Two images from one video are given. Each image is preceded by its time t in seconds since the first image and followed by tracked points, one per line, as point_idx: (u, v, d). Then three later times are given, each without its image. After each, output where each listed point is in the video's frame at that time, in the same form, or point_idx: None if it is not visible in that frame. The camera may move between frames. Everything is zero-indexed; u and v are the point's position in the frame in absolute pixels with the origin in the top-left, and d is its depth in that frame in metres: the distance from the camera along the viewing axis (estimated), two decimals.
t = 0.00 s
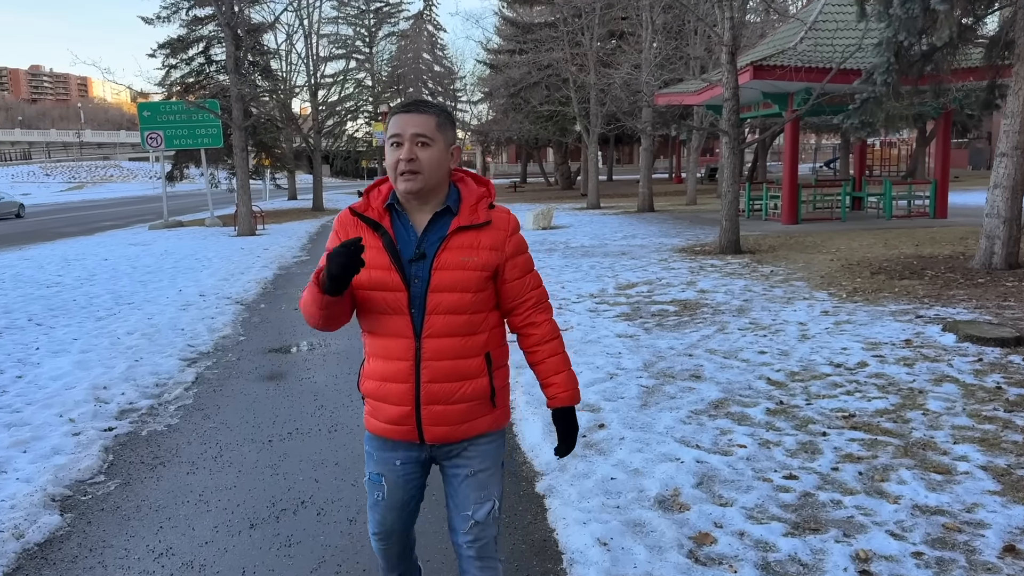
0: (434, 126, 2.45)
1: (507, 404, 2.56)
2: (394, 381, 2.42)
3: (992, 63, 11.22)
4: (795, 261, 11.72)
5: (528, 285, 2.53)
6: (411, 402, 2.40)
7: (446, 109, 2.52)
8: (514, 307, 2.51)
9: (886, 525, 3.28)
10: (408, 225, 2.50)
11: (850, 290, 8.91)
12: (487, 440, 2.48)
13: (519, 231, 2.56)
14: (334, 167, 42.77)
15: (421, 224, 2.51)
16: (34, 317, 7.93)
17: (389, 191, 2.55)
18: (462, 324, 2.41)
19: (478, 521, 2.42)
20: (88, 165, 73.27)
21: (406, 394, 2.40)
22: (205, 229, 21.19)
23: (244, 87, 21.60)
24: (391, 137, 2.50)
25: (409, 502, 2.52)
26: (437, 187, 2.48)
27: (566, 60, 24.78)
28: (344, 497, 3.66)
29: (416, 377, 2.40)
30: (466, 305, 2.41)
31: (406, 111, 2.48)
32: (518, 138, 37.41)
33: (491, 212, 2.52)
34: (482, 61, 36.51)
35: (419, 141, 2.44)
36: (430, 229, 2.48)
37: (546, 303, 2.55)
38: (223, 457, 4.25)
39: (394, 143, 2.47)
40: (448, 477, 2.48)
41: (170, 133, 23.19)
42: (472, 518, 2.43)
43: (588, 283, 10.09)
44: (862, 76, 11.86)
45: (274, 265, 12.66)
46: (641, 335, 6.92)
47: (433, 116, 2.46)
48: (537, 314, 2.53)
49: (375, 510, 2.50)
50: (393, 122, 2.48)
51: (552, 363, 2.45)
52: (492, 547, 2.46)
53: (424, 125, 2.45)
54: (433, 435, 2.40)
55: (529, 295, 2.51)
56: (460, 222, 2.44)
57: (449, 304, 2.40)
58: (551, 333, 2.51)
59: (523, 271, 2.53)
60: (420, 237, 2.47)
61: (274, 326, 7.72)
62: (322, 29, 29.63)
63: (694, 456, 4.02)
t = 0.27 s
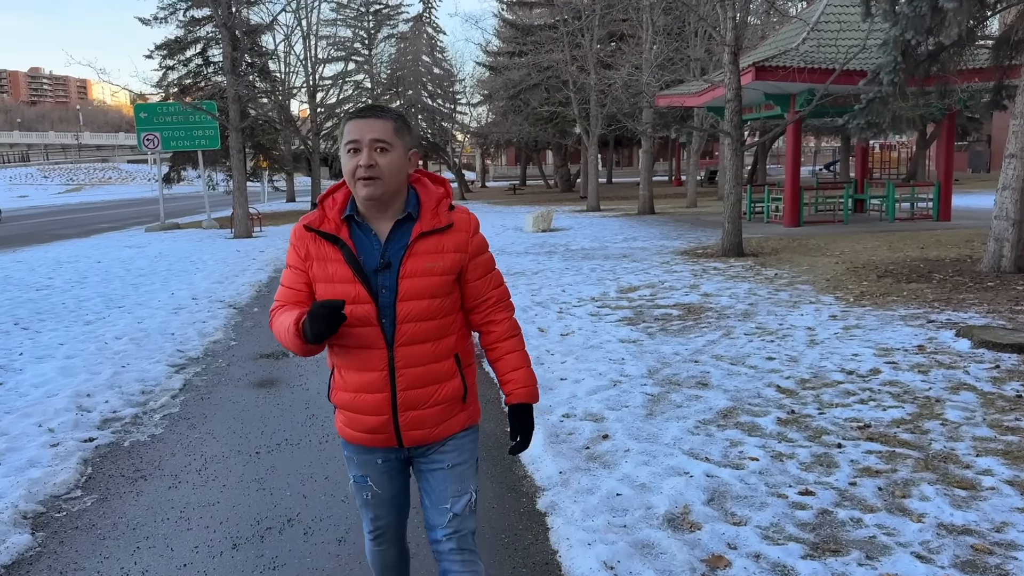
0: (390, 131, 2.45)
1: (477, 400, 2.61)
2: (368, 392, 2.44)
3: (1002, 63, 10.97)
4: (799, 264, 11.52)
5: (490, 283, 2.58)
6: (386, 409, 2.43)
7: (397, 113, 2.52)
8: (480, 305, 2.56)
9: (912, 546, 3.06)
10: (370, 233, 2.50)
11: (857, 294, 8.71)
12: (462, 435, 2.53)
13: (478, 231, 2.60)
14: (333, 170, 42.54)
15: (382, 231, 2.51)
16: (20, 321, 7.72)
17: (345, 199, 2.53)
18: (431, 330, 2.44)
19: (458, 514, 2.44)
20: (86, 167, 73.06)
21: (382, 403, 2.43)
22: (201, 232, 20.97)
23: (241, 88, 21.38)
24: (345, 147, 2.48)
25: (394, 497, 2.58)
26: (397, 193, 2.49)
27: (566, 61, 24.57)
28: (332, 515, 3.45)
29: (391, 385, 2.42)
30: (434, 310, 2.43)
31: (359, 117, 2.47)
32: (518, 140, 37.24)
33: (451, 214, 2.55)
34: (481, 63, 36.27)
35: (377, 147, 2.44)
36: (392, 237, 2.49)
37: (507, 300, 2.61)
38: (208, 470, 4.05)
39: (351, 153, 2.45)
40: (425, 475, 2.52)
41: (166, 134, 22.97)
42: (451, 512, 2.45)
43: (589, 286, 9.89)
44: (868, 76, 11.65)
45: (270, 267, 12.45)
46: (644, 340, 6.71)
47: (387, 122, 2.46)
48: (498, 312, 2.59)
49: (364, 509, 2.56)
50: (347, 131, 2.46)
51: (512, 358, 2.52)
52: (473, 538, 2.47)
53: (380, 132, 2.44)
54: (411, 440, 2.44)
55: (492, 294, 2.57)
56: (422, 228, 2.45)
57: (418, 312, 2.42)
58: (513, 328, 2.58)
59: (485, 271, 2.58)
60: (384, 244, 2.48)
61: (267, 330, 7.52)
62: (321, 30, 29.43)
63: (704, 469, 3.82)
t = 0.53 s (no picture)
0: (371, 125, 2.38)
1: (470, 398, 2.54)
2: (361, 395, 2.34)
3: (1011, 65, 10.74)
4: (805, 269, 11.34)
5: (478, 277, 2.50)
6: (384, 411, 2.34)
7: (375, 106, 2.45)
8: (470, 302, 2.49)
9: None
10: (353, 232, 2.41)
11: (866, 300, 8.53)
12: (460, 436, 2.48)
13: (461, 225, 2.53)
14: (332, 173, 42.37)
15: (365, 229, 2.42)
16: (9, 328, 7.52)
17: (323, 198, 2.45)
18: (422, 327, 2.36)
19: (466, 516, 2.42)
20: (86, 170, 73.04)
21: (378, 406, 2.34)
22: (199, 235, 20.78)
23: (240, 90, 21.21)
24: (326, 144, 2.40)
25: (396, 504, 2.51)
26: (379, 188, 2.41)
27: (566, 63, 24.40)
28: (324, 541, 3.25)
29: (386, 386, 2.34)
30: (423, 307, 2.36)
31: (337, 112, 2.39)
32: (518, 143, 37.11)
33: (434, 208, 2.47)
34: (482, 65, 36.14)
35: (360, 141, 2.36)
36: (376, 234, 2.40)
37: (495, 293, 2.54)
38: (195, 490, 3.85)
39: (332, 148, 2.37)
40: (428, 480, 2.45)
41: (165, 137, 22.80)
42: (460, 514, 2.43)
43: (592, 292, 9.70)
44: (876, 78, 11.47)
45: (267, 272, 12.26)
46: (650, 350, 6.52)
47: (366, 116, 2.38)
48: (486, 307, 2.51)
49: (363, 518, 2.47)
50: (326, 127, 2.38)
51: (504, 353, 2.46)
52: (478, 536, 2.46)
53: (361, 126, 2.37)
54: (409, 441, 2.36)
55: (480, 289, 2.49)
56: (405, 224, 2.37)
57: (408, 309, 2.34)
58: (504, 322, 2.52)
59: (472, 265, 2.51)
60: (368, 242, 2.39)
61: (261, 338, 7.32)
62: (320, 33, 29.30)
63: (718, 491, 3.63)
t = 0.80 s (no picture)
0: (389, 123, 2.35)
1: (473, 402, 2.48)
2: (360, 391, 2.27)
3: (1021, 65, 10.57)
4: (809, 272, 11.18)
5: (486, 279, 2.46)
6: (383, 409, 2.27)
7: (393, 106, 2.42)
8: (475, 304, 2.43)
9: None
10: (361, 227, 2.36)
11: (874, 304, 8.36)
12: (464, 439, 2.44)
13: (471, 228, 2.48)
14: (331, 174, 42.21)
15: (374, 225, 2.38)
16: None
17: (334, 190, 2.41)
18: (425, 325, 2.31)
19: (479, 517, 2.42)
20: (85, 170, 72.94)
21: (377, 403, 2.27)
22: (197, 236, 20.63)
23: (238, 90, 21.04)
24: (342, 139, 2.35)
25: (390, 513, 2.36)
26: (391, 186, 2.37)
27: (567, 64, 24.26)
28: (315, 561, 3.08)
29: (386, 384, 2.27)
30: (428, 305, 2.31)
31: (356, 107, 2.35)
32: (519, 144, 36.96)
33: (443, 210, 2.43)
34: (482, 66, 35.99)
35: (376, 138, 2.31)
36: (384, 230, 2.36)
37: (503, 296, 2.49)
38: (180, 504, 3.67)
39: (348, 140, 2.33)
40: (434, 483, 2.38)
41: (162, 137, 22.62)
42: (472, 515, 2.42)
43: (593, 295, 9.53)
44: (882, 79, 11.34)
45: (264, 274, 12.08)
46: (654, 355, 6.34)
47: (384, 113, 2.35)
48: (494, 311, 2.45)
49: (356, 529, 2.31)
50: (342, 120, 2.34)
51: (510, 357, 2.39)
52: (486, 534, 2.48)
53: (377, 122, 2.33)
54: (409, 441, 2.29)
55: (487, 292, 2.44)
56: (413, 222, 2.33)
57: (411, 306, 2.29)
58: (511, 325, 2.46)
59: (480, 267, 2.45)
60: (375, 238, 2.35)
61: (255, 342, 7.15)
62: (320, 33, 29.14)
63: (729, 507, 3.45)
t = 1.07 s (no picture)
0: (423, 135, 2.31)
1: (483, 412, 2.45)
2: (375, 395, 2.23)
3: None
4: (815, 273, 10.98)
5: (503, 291, 2.42)
6: (397, 414, 2.22)
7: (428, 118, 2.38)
8: (492, 316, 2.40)
9: None
10: (384, 232, 2.32)
11: (883, 307, 8.16)
12: (469, 445, 2.40)
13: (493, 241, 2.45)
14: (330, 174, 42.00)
15: (397, 232, 2.34)
16: None
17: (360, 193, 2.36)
18: (443, 334, 2.26)
19: (466, 520, 2.40)
20: (84, 169, 72.94)
21: (391, 407, 2.22)
22: (194, 235, 20.44)
23: (235, 88, 20.83)
24: (375, 147, 2.31)
25: (397, 518, 2.27)
26: (417, 196, 2.33)
27: (568, 63, 24.07)
28: None
29: (402, 388, 2.22)
30: (447, 313, 2.27)
31: (393, 115, 2.31)
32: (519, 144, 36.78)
33: (467, 221, 2.39)
34: (482, 66, 35.79)
35: (410, 149, 2.28)
36: (407, 238, 2.32)
37: (519, 309, 2.45)
38: (159, 521, 3.45)
39: (381, 146, 2.29)
40: (437, 484, 2.34)
41: (160, 136, 22.41)
42: (461, 519, 2.40)
43: (594, 297, 9.33)
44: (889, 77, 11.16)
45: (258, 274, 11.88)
46: (658, 360, 6.13)
47: (420, 125, 2.31)
48: (508, 324, 2.41)
49: (364, 532, 2.21)
50: (377, 127, 2.29)
51: (522, 370, 2.34)
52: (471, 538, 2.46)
53: (412, 133, 2.29)
54: (422, 447, 2.26)
55: (505, 305, 2.40)
56: (436, 231, 2.29)
57: (430, 314, 2.25)
58: (525, 338, 2.42)
59: (500, 281, 2.41)
60: (397, 244, 2.31)
61: (247, 345, 6.95)
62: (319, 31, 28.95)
63: (739, 526, 3.25)
